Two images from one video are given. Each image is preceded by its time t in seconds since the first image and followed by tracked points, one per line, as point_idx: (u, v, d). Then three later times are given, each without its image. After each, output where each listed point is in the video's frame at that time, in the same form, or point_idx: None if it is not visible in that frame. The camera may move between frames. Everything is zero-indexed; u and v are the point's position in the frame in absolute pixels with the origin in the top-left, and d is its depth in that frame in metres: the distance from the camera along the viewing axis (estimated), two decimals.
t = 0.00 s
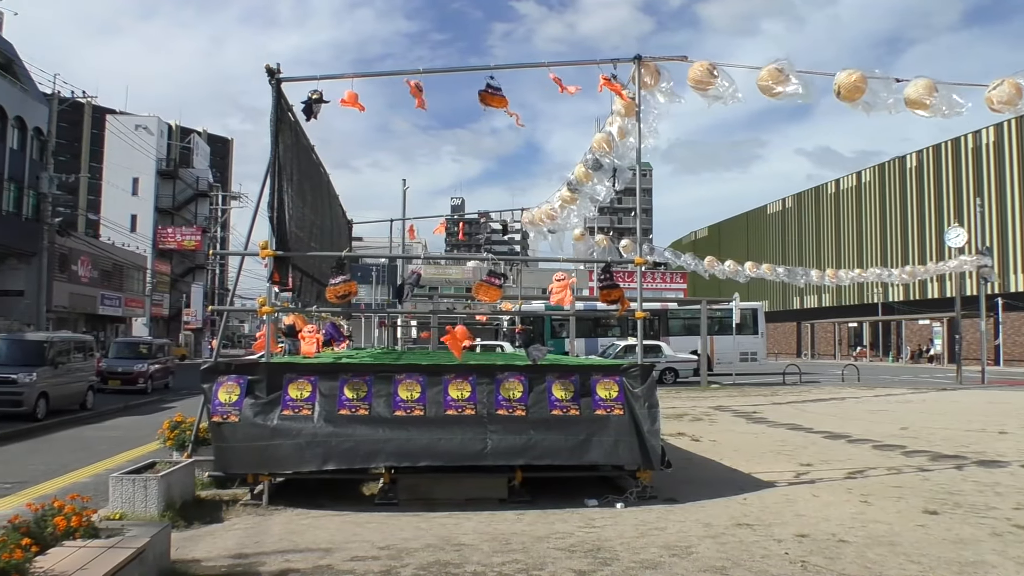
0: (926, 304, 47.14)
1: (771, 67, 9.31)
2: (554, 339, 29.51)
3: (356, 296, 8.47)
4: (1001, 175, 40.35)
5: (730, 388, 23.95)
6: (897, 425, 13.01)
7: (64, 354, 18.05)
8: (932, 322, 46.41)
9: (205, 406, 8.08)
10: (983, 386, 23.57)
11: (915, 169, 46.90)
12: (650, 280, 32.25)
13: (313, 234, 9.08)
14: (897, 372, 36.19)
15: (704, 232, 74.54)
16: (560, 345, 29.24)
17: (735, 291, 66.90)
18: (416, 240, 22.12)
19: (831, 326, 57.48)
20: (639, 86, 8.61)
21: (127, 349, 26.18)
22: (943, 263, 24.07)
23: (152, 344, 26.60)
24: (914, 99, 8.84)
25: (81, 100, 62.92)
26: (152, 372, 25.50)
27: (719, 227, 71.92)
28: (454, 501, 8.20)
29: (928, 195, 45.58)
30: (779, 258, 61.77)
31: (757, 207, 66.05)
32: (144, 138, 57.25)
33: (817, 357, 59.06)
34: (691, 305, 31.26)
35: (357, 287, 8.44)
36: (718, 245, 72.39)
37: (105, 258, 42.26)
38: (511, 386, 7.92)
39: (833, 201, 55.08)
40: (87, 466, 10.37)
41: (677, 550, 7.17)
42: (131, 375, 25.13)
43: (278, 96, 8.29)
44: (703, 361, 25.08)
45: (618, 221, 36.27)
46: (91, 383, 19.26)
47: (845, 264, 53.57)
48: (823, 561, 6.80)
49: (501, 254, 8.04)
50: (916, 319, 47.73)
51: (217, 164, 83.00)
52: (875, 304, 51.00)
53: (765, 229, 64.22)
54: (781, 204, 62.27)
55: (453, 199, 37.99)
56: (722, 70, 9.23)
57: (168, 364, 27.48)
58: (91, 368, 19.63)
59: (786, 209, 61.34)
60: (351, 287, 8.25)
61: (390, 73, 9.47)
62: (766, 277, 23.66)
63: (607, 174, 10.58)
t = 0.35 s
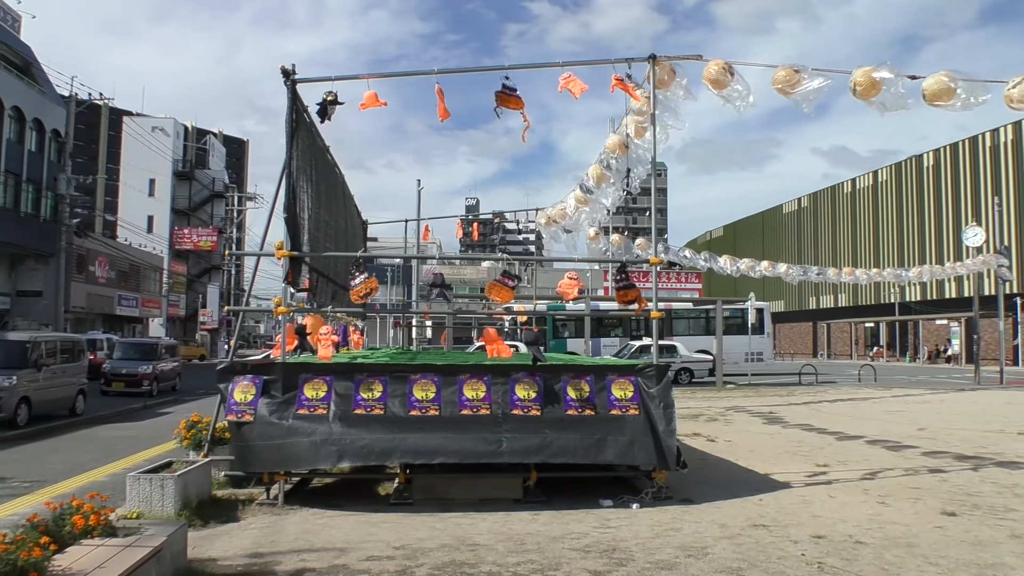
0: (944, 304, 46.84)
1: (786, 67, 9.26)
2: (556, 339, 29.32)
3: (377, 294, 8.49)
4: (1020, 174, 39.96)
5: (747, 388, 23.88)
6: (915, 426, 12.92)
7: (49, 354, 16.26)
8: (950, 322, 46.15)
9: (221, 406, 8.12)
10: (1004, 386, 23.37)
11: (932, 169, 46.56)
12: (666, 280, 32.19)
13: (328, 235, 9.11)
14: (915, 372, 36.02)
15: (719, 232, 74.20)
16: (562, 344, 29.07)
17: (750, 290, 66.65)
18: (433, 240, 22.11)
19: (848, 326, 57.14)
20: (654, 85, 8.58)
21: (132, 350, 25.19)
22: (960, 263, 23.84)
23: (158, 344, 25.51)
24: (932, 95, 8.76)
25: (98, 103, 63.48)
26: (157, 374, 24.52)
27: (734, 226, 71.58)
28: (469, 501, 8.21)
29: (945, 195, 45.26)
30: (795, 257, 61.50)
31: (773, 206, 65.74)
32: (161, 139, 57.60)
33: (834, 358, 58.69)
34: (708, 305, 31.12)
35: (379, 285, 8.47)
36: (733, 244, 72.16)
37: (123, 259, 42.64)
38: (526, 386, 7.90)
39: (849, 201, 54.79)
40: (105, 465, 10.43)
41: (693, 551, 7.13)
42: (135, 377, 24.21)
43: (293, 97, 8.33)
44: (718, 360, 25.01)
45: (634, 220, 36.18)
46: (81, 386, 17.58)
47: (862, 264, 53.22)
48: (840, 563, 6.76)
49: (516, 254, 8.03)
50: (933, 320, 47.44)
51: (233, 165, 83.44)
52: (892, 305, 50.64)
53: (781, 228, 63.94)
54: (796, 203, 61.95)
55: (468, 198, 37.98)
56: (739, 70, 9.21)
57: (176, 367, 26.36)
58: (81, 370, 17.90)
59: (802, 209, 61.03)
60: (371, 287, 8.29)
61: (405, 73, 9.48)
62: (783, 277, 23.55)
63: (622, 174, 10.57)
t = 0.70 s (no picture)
0: (962, 304, 46.56)
1: (802, 66, 9.21)
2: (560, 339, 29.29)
3: (377, 297, 8.30)
4: None
5: (763, 388, 23.85)
6: (933, 427, 12.83)
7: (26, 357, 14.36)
8: (968, 323, 45.87)
9: (237, 405, 8.17)
10: None
11: (949, 168, 46.20)
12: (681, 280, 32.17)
13: (343, 235, 9.13)
14: (932, 373, 35.88)
15: (735, 232, 73.94)
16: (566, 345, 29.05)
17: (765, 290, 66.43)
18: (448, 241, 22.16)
19: (864, 326, 56.79)
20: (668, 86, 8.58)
21: (135, 350, 23.96)
22: (977, 263, 23.61)
23: (160, 344, 24.22)
24: (948, 96, 8.73)
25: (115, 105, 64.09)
26: (159, 377, 23.31)
27: (750, 226, 71.29)
28: (484, 501, 8.21)
29: (963, 195, 44.93)
30: (810, 257, 61.26)
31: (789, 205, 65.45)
32: (176, 141, 57.94)
33: (850, 358, 58.35)
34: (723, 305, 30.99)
35: (379, 289, 8.32)
36: (748, 243, 71.92)
37: (140, 261, 42.96)
38: (541, 386, 7.90)
39: (865, 200, 54.51)
40: (121, 465, 10.50)
41: (709, 552, 7.10)
42: (137, 380, 22.99)
43: (309, 98, 8.37)
44: (733, 361, 24.97)
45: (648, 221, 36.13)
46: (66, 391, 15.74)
47: (878, 264, 52.91)
48: (856, 564, 6.73)
49: (531, 255, 8.02)
50: (951, 320, 47.18)
51: (248, 166, 83.92)
52: (909, 305, 50.33)
53: (796, 228, 63.67)
54: (812, 203, 61.67)
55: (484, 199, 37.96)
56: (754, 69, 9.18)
57: (179, 368, 25.07)
58: (65, 372, 15.98)
59: (817, 208, 60.74)
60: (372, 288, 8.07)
61: (419, 73, 9.48)
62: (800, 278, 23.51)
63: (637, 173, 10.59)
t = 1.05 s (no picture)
0: (980, 304, 46.25)
1: (818, 65, 9.19)
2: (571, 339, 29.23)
3: (399, 296, 8.38)
4: None
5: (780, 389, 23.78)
6: (949, 428, 12.75)
7: None
8: (986, 323, 45.54)
9: (253, 404, 8.20)
10: None
11: (967, 167, 45.83)
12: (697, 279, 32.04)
13: (358, 236, 9.16)
14: (951, 373, 35.65)
15: (750, 231, 73.54)
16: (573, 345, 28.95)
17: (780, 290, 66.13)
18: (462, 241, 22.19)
19: (881, 325, 56.33)
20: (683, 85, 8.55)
21: (135, 351, 22.47)
22: (995, 263, 23.35)
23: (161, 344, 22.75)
24: (964, 97, 8.68)
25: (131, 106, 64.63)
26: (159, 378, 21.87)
27: (766, 225, 70.94)
28: (499, 501, 8.21)
29: (981, 194, 44.58)
30: (826, 257, 60.93)
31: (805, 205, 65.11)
32: (191, 142, 58.27)
33: (866, 358, 57.91)
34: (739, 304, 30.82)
35: (401, 288, 8.39)
36: (763, 243, 71.61)
37: (156, 261, 43.29)
38: (556, 386, 7.92)
39: (881, 200, 54.18)
40: (139, 464, 10.57)
41: (725, 553, 7.08)
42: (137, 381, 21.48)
43: (324, 99, 8.42)
44: (749, 362, 24.89)
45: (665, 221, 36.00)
46: (38, 394, 13.87)
47: (895, 263, 52.55)
48: (873, 565, 6.69)
49: (546, 254, 8.01)
50: (968, 320, 46.86)
51: (264, 167, 84.41)
52: (926, 305, 50.02)
53: (812, 227, 63.34)
54: (828, 202, 61.33)
55: (500, 199, 37.95)
56: (768, 69, 9.14)
57: (181, 370, 23.48)
58: (37, 377, 14.03)
59: (833, 207, 60.41)
60: (393, 288, 8.15)
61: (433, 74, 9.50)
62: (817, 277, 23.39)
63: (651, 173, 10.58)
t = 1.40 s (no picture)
0: (999, 304, 45.93)
1: (831, 65, 9.12)
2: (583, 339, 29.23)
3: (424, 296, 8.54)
4: None
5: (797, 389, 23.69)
6: (967, 429, 12.66)
7: None
8: (1003, 322, 45.23)
9: (268, 405, 8.22)
10: None
11: (984, 165, 45.47)
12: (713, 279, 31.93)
13: (372, 236, 9.20)
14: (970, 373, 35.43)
15: (765, 231, 73.16)
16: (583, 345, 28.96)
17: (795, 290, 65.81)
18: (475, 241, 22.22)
19: (898, 325, 55.88)
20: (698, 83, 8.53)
21: (131, 352, 20.43)
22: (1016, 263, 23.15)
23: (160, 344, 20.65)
24: (983, 89, 8.59)
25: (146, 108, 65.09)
26: (158, 380, 19.74)
27: (781, 225, 70.54)
28: (514, 501, 8.22)
29: (999, 193, 44.25)
30: (842, 256, 60.61)
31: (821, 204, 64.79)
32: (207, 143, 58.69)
33: (883, 358, 57.46)
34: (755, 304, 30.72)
35: (425, 286, 8.53)
36: (779, 242, 71.31)
37: (172, 262, 43.60)
38: (571, 386, 7.92)
39: (898, 199, 53.89)
40: (156, 464, 10.64)
41: (740, 554, 7.04)
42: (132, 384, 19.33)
43: (338, 101, 8.46)
44: (764, 362, 24.81)
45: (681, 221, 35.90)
46: None
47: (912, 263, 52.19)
48: (891, 567, 6.63)
49: (560, 254, 8.01)
50: (986, 320, 46.55)
51: (279, 168, 84.82)
52: (943, 304, 49.70)
53: (827, 227, 63.01)
54: (843, 201, 61.02)
55: (515, 199, 38.01)
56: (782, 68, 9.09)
57: (183, 373, 21.25)
58: None
59: (849, 207, 60.10)
60: (418, 288, 8.29)
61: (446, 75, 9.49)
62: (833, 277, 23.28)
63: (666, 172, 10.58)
